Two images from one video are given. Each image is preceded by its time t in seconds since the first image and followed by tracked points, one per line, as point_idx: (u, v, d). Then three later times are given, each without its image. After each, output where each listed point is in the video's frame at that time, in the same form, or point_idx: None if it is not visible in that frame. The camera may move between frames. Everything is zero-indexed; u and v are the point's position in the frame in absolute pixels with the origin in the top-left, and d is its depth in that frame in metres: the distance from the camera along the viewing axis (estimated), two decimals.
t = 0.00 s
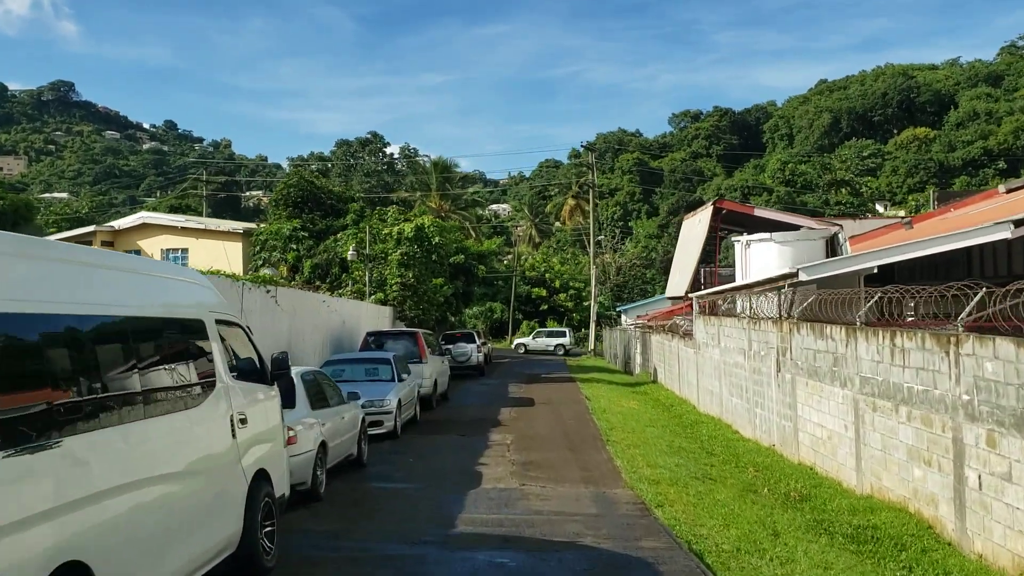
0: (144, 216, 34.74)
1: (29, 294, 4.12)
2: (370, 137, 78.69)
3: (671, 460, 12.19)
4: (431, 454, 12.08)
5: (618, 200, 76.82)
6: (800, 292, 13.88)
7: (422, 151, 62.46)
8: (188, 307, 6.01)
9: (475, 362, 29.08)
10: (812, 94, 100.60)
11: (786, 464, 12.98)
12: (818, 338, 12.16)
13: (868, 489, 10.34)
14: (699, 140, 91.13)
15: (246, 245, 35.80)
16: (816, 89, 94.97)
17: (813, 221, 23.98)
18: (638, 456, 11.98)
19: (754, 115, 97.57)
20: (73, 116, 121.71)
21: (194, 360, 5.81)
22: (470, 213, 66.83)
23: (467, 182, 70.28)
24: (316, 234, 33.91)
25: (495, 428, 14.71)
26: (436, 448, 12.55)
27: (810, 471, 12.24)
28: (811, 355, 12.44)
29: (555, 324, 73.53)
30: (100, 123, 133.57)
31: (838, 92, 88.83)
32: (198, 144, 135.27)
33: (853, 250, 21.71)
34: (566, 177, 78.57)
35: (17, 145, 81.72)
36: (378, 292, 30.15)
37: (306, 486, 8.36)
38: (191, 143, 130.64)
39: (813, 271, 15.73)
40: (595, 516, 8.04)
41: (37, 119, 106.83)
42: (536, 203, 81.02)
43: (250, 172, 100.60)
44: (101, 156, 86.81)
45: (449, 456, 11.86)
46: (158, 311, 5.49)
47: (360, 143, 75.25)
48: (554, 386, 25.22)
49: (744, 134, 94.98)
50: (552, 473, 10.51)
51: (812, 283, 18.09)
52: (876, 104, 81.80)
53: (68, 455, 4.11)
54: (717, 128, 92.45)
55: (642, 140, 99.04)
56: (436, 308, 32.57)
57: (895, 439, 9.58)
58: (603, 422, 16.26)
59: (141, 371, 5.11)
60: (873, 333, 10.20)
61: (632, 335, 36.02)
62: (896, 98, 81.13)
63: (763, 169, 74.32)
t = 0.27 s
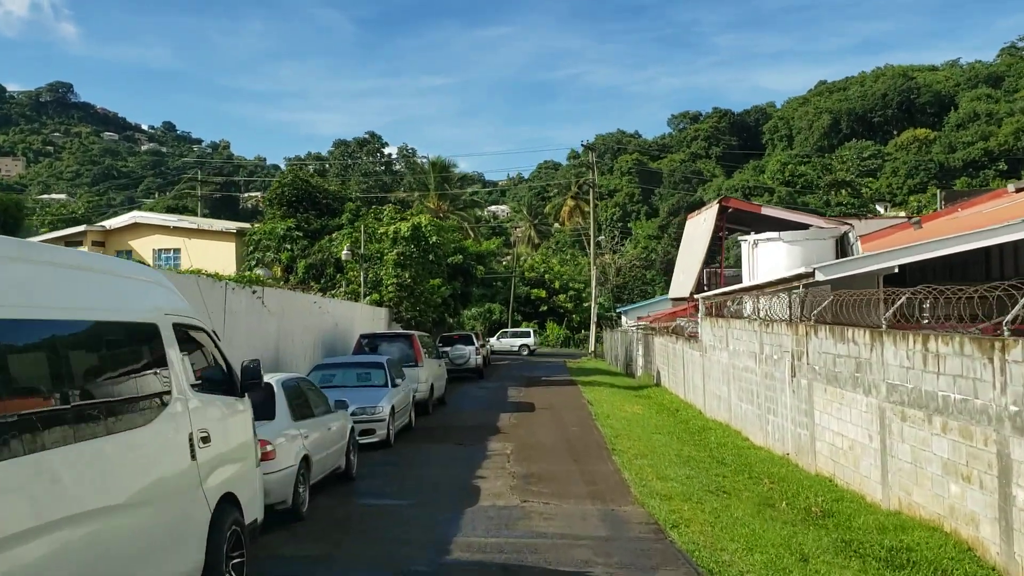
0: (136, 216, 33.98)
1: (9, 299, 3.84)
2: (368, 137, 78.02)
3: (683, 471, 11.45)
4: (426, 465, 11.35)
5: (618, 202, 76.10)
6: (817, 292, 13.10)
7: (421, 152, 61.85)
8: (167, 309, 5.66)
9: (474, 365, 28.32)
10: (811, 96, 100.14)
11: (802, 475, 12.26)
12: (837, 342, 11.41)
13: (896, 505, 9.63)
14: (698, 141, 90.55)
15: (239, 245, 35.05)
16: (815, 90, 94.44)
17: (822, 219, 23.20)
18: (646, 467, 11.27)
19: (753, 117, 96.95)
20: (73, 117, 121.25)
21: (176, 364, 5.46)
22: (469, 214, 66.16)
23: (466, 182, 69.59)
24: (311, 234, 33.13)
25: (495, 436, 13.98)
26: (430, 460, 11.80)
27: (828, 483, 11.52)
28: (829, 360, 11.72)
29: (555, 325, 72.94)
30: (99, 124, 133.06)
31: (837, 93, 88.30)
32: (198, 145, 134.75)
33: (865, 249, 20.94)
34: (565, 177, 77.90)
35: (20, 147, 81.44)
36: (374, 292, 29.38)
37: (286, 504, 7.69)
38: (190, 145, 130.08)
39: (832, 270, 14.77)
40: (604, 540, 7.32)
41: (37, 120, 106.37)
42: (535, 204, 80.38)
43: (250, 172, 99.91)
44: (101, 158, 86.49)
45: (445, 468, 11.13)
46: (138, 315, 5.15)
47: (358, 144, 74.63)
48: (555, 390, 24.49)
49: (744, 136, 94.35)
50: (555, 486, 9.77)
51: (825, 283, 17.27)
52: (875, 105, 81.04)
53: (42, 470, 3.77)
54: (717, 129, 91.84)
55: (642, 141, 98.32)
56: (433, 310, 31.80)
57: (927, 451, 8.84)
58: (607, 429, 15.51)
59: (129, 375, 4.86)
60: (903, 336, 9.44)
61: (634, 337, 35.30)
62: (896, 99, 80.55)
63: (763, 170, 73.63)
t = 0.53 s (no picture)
0: (125, 213, 33.11)
1: None
2: (365, 134, 77.11)
3: (694, 483, 10.62)
4: (418, 477, 10.53)
5: (617, 201, 75.21)
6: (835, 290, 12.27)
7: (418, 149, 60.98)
8: (131, 312, 5.09)
9: (471, 365, 27.49)
10: (811, 94, 99.36)
11: (822, 487, 11.42)
12: (861, 345, 10.60)
13: (931, 523, 8.80)
14: (697, 140, 89.74)
15: (230, 242, 34.17)
16: (814, 89, 93.71)
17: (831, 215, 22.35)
18: (655, 479, 10.44)
19: (752, 116, 96.15)
20: (69, 114, 120.23)
21: (133, 368, 4.84)
22: (467, 212, 65.27)
23: (464, 180, 68.70)
24: (304, 231, 32.27)
25: (492, 442, 13.15)
26: (422, 470, 10.99)
27: (851, 497, 10.69)
28: (851, 363, 10.90)
29: (553, 324, 72.07)
30: (95, 122, 132.03)
31: (837, 92, 87.54)
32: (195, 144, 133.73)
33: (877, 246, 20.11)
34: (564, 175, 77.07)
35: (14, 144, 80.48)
36: (368, 291, 28.51)
37: (256, 525, 6.87)
38: (186, 144, 129.00)
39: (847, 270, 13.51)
40: (615, 567, 6.53)
41: (32, 117, 105.33)
42: (533, 203, 79.54)
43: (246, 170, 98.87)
44: (97, 155, 85.53)
45: (439, 480, 10.30)
46: (92, 313, 4.53)
47: (354, 141, 73.68)
48: (555, 392, 23.66)
49: (743, 135, 93.56)
50: (557, 503, 8.94)
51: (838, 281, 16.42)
52: (876, 104, 80.13)
53: None
54: (716, 128, 91.03)
55: (641, 140, 97.49)
56: (429, 309, 30.94)
57: (968, 464, 8.02)
58: (611, 435, 14.69)
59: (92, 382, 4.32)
60: (939, 338, 8.61)
61: (635, 338, 34.46)
62: (897, 98, 79.83)
63: (763, 169, 72.80)
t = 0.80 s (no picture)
0: (114, 212, 32.17)
1: None
2: (363, 133, 76.20)
3: (710, 501, 9.69)
4: (407, 495, 9.58)
5: (617, 201, 74.29)
6: (860, 289, 11.33)
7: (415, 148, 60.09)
8: (45, 314, 4.22)
9: (469, 369, 26.56)
10: (812, 95, 98.54)
11: (848, 504, 10.51)
12: (892, 349, 9.68)
13: (978, 549, 7.88)
14: (697, 140, 88.89)
15: (221, 240, 33.20)
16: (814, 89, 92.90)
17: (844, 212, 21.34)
18: (668, 496, 9.53)
19: (753, 116, 95.27)
20: (68, 114, 119.40)
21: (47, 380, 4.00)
22: (465, 211, 64.40)
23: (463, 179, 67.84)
24: (297, 229, 31.38)
25: (490, 454, 12.22)
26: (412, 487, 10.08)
27: (881, 516, 9.77)
28: (881, 369, 9.97)
29: (553, 326, 71.14)
30: (93, 122, 131.16)
31: (838, 92, 86.72)
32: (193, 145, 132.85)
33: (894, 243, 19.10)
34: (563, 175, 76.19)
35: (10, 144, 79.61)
36: (361, 291, 27.59)
37: (215, 558, 5.98)
38: (184, 145, 128.11)
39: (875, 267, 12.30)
40: None
41: (29, 117, 104.47)
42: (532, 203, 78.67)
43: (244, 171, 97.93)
44: (95, 155, 84.68)
45: (430, 499, 9.38)
46: None
47: (352, 140, 72.76)
48: (556, 396, 22.75)
49: (743, 135, 92.71)
50: (560, 527, 7.99)
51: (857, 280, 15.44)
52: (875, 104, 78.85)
53: None
54: (716, 128, 90.14)
55: (640, 140, 96.53)
56: (425, 310, 30.02)
57: None
58: (617, 445, 13.77)
59: None
60: (986, 343, 7.70)
61: (636, 340, 33.54)
62: (898, 98, 78.99)
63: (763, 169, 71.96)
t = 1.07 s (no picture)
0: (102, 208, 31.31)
1: None
2: (360, 131, 75.25)
3: (732, 522, 8.68)
4: (393, 515, 8.57)
5: (617, 201, 73.29)
6: (894, 286, 10.30)
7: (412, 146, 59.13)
8: None
9: (466, 371, 25.56)
10: (813, 94, 97.57)
11: (881, 523, 9.49)
12: (934, 353, 8.67)
13: None
14: (698, 140, 87.93)
15: (211, 238, 32.21)
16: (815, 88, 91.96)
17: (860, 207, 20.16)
18: (684, 516, 8.52)
19: (753, 115, 94.28)
20: (66, 115, 118.59)
21: None
22: (464, 211, 63.44)
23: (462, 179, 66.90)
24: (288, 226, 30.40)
25: (486, 466, 11.21)
26: (399, 505, 9.08)
27: (921, 538, 8.74)
28: (921, 375, 8.96)
29: (553, 327, 70.17)
30: (91, 122, 130.36)
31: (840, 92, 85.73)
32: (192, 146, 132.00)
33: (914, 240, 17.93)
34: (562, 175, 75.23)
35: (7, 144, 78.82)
36: (352, 290, 26.55)
37: None
38: (182, 145, 127.20)
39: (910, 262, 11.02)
40: None
41: (28, 118, 103.67)
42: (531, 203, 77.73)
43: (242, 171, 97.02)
44: (94, 155, 83.87)
45: (419, 520, 8.38)
46: None
47: (349, 138, 71.72)
48: (557, 400, 21.77)
49: (744, 135, 91.74)
50: (565, 557, 6.99)
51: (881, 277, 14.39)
52: (877, 104, 77.87)
53: None
54: (716, 128, 89.16)
55: (640, 140, 95.57)
56: (421, 309, 29.01)
57: None
58: (624, 455, 12.76)
59: None
60: None
61: (639, 341, 32.53)
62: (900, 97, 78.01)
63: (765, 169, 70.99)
